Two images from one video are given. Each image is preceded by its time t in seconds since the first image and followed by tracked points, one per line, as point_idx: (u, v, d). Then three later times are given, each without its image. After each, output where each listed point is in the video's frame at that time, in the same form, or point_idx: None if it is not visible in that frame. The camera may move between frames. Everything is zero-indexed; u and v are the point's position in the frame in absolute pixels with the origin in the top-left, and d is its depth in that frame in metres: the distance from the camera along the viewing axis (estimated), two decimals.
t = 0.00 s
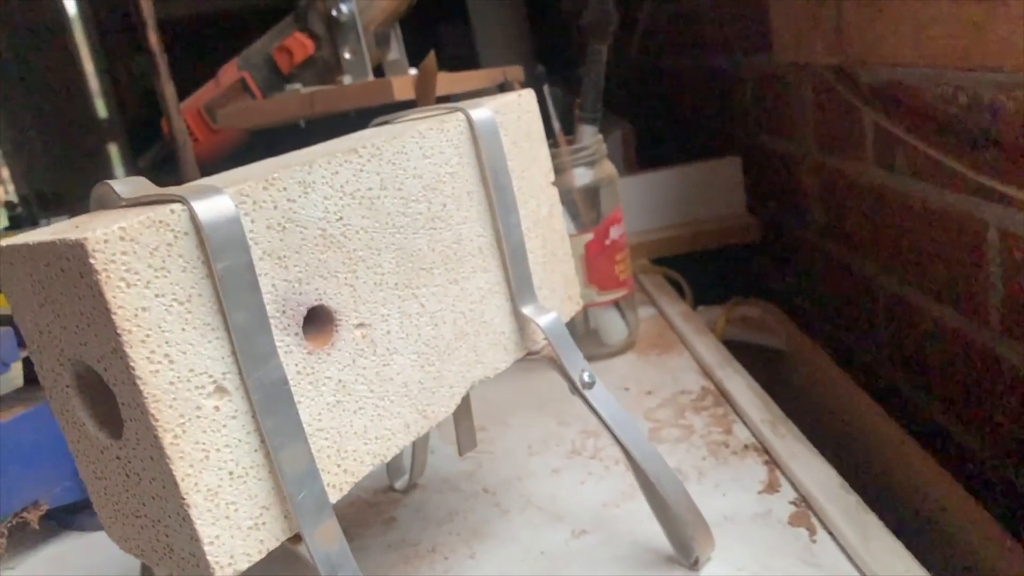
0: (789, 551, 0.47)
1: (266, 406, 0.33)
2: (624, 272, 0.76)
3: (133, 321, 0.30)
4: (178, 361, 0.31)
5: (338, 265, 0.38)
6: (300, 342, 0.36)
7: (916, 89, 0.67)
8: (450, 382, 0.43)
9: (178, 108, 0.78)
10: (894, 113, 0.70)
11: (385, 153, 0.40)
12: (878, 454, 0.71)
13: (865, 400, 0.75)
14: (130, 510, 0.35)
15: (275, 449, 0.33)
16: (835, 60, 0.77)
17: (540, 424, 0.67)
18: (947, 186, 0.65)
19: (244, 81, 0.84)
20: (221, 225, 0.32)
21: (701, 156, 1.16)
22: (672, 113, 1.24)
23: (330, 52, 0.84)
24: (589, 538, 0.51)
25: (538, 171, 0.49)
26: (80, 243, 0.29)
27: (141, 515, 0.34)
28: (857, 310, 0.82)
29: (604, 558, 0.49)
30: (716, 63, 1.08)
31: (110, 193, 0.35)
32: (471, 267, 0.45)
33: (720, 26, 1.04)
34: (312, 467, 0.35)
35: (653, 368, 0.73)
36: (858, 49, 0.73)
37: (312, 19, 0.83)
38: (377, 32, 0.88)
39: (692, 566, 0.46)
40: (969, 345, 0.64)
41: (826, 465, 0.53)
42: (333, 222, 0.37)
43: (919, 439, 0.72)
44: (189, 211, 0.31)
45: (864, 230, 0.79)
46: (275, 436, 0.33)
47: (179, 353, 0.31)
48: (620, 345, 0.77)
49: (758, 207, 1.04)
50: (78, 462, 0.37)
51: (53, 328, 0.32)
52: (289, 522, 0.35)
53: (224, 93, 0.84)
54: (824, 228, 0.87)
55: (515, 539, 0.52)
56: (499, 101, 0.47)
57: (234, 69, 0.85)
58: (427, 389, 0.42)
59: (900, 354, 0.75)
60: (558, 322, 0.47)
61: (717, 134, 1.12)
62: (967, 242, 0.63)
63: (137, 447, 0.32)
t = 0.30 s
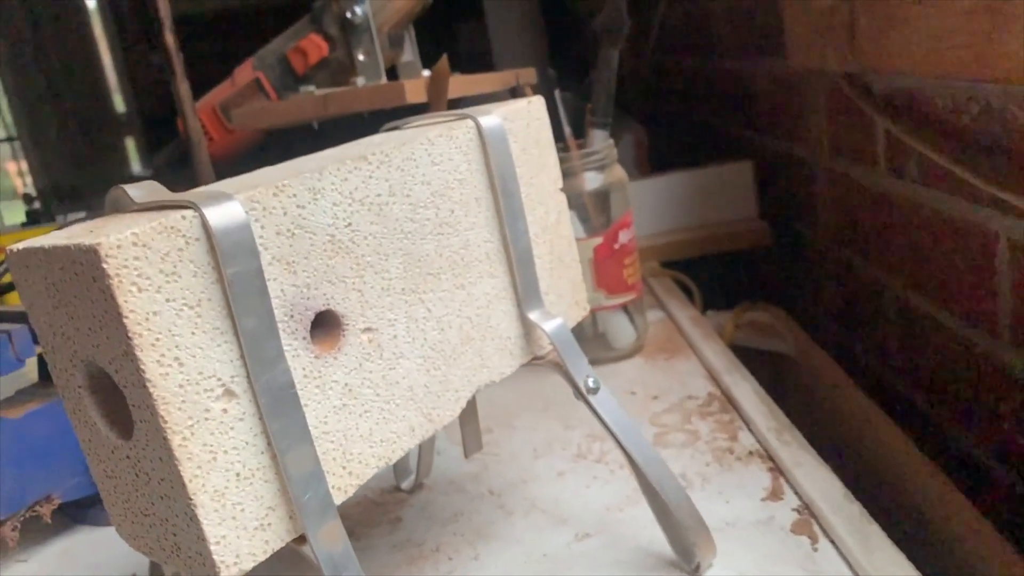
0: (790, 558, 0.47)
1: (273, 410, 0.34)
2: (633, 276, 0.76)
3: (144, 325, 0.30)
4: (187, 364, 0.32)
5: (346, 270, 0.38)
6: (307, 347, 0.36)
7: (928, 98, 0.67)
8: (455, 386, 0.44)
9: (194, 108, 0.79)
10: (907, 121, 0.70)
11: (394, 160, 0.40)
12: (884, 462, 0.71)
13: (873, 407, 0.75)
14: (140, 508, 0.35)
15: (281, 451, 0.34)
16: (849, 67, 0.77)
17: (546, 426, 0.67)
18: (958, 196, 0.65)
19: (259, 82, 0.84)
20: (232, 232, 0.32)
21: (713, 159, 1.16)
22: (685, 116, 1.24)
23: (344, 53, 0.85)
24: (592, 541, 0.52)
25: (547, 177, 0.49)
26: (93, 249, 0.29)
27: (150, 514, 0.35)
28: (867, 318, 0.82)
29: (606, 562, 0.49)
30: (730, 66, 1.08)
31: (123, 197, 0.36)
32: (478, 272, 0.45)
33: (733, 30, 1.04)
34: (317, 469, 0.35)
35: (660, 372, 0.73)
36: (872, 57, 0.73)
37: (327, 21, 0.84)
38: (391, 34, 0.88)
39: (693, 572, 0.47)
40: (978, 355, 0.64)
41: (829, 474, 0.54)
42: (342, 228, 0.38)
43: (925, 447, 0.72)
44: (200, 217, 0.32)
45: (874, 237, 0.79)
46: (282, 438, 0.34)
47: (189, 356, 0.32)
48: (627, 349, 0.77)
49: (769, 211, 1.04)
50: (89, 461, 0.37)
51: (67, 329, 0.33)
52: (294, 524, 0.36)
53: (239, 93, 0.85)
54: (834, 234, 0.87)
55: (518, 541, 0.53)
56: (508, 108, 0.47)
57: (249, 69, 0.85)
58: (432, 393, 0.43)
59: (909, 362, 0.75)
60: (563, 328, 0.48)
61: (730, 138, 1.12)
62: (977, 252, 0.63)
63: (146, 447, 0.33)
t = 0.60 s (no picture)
0: (792, 568, 0.47)
1: (280, 417, 0.34)
2: (641, 283, 0.77)
3: (155, 334, 0.31)
4: (196, 373, 0.32)
5: (354, 279, 0.39)
6: (315, 355, 0.37)
7: (940, 108, 0.67)
8: (461, 393, 0.44)
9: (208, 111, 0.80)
10: (919, 131, 0.70)
11: (403, 170, 0.41)
12: (890, 472, 0.71)
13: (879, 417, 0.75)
14: (149, 513, 0.36)
15: (288, 458, 0.35)
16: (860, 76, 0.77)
17: (552, 432, 0.68)
18: (968, 206, 0.64)
19: (273, 85, 0.85)
20: (242, 242, 0.33)
21: (724, 165, 1.16)
22: (697, 121, 1.24)
23: (358, 58, 0.86)
24: (595, 549, 0.52)
25: (555, 186, 0.50)
26: (105, 259, 0.30)
27: (158, 518, 0.36)
28: (876, 327, 0.82)
29: (609, 569, 0.50)
30: (742, 72, 1.08)
31: (136, 207, 0.36)
32: (485, 281, 0.45)
33: (746, 36, 1.04)
34: (323, 476, 0.36)
35: (667, 379, 0.74)
36: (883, 66, 0.73)
37: (341, 25, 0.84)
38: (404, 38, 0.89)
39: None
40: (986, 366, 0.64)
41: (833, 484, 0.54)
42: (350, 238, 0.38)
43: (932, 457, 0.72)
44: (211, 228, 0.32)
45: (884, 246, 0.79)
46: (289, 446, 0.35)
47: (198, 364, 0.32)
48: (635, 355, 0.77)
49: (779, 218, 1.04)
50: (100, 464, 0.38)
51: (80, 337, 0.34)
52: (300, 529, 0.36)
53: (253, 96, 0.86)
54: (844, 242, 0.87)
55: (522, 547, 0.53)
56: (517, 118, 0.48)
57: (263, 73, 0.86)
58: (438, 400, 0.43)
59: (917, 372, 0.75)
60: (569, 336, 0.48)
61: (741, 144, 1.12)
62: (987, 263, 0.63)
63: (156, 453, 0.34)
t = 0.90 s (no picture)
0: None
1: (289, 425, 0.35)
2: (650, 290, 0.77)
3: (167, 343, 0.32)
4: (207, 381, 0.33)
5: (363, 288, 0.39)
6: (323, 363, 0.37)
7: (951, 117, 0.66)
8: (468, 400, 0.45)
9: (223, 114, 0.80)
10: (930, 140, 0.70)
11: (412, 181, 0.41)
12: (898, 481, 0.71)
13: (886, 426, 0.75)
14: (159, 517, 0.37)
15: (296, 465, 0.35)
16: (871, 84, 0.77)
17: (559, 438, 0.68)
18: (979, 216, 0.64)
19: (286, 89, 0.86)
20: (252, 253, 0.33)
21: (735, 171, 1.16)
22: (709, 126, 1.24)
23: (371, 62, 0.87)
24: (600, 555, 0.52)
25: (563, 196, 0.50)
26: (119, 270, 0.31)
27: (169, 523, 0.36)
28: (885, 335, 0.82)
29: None
30: (754, 78, 1.08)
31: (150, 218, 0.37)
32: (492, 289, 0.46)
33: (758, 42, 1.04)
34: (330, 483, 0.36)
35: (675, 386, 0.74)
36: (895, 74, 0.73)
37: (354, 30, 0.85)
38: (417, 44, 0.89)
39: None
40: (994, 376, 0.64)
41: (838, 494, 0.54)
42: (360, 247, 0.39)
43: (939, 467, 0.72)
44: (222, 239, 0.33)
45: (894, 255, 0.79)
46: (296, 453, 0.35)
47: (209, 373, 0.33)
48: (642, 362, 0.78)
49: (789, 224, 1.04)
50: (112, 468, 0.39)
51: (94, 344, 0.35)
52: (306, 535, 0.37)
53: (267, 100, 0.87)
54: (854, 250, 0.87)
55: (527, 552, 0.54)
56: (526, 128, 0.48)
57: (277, 76, 0.87)
58: (445, 407, 0.44)
59: (926, 381, 0.75)
60: (576, 345, 0.49)
61: (753, 150, 1.12)
62: (997, 274, 0.63)
63: (166, 459, 0.34)
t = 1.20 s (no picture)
0: None
1: (299, 431, 0.35)
2: (659, 296, 0.77)
3: (180, 351, 0.32)
4: (219, 388, 0.34)
5: (373, 295, 0.40)
6: (333, 370, 0.38)
7: (964, 126, 0.66)
8: (476, 406, 0.45)
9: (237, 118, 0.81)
10: (942, 148, 0.70)
11: (422, 190, 0.42)
12: (906, 489, 0.71)
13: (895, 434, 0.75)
14: (171, 519, 0.37)
15: (305, 471, 0.36)
16: (883, 91, 0.77)
17: (567, 443, 0.68)
18: (991, 225, 0.64)
19: (300, 92, 0.87)
20: (264, 262, 0.34)
21: (748, 175, 1.16)
22: (722, 129, 1.24)
23: (384, 66, 0.87)
24: (606, 561, 0.53)
25: (572, 204, 0.51)
26: (134, 279, 0.31)
27: (180, 525, 0.37)
28: (896, 342, 0.82)
29: None
30: (767, 82, 1.07)
31: (165, 226, 0.38)
32: (501, 296, 0.46)
33: (772, 46, 1.04)
34: (339, 488, 0.37)
35: (684, 392, 0.74)
36: (908, 81, 0.73)
37: (369, 35, 0.86)
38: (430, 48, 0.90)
39: None
40: (1004, 386, 0.64)
41: (845, 503, 0.54)
42: (370, 255, 0.39)
43: (947, 476, 0.72)
44: (235, 248, 0.33)
45: (905, 262, 0.78)
46: (306, 459, 0.36)
47: (221, 380, 0.34)
48: (652, 367, 0.78)
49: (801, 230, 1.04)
50: (126, 471, 0.39)
51: (109, 350, 0.35)
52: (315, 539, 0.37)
53: (281, 102, 0.88)
54: (865, 257, 0.87)
55: (533, 556, 0.54)
56: (536, 137, 0.48)
57: (292, 80, 0.88)
58: (453, 413, 0.44)
59: (935, 389, 0.74)
60: (584, 351, 0.49)
61: (766, 154, 1.11)
62: (1008, 283, 0.63)
63: (179, 463, 0.35)
